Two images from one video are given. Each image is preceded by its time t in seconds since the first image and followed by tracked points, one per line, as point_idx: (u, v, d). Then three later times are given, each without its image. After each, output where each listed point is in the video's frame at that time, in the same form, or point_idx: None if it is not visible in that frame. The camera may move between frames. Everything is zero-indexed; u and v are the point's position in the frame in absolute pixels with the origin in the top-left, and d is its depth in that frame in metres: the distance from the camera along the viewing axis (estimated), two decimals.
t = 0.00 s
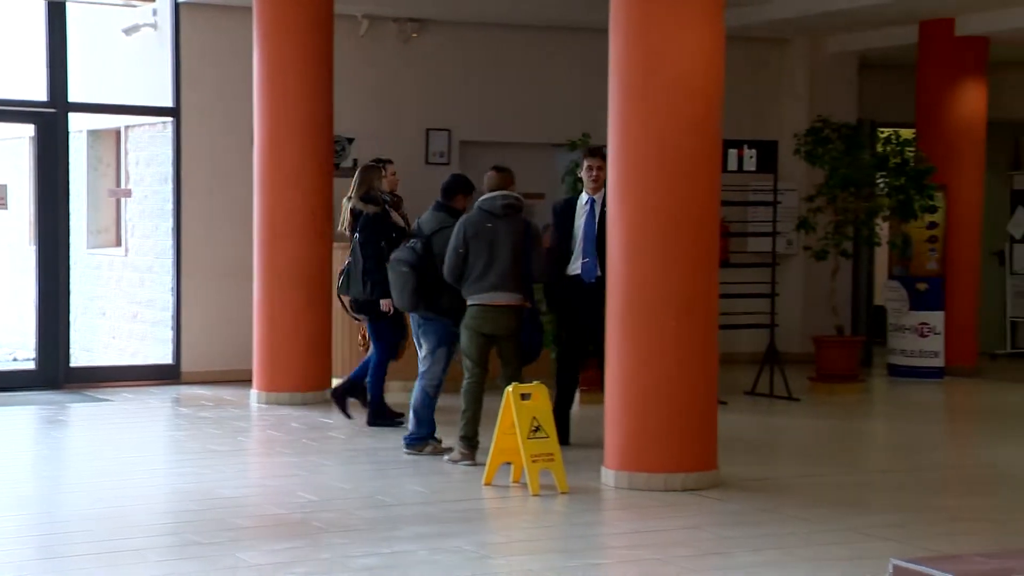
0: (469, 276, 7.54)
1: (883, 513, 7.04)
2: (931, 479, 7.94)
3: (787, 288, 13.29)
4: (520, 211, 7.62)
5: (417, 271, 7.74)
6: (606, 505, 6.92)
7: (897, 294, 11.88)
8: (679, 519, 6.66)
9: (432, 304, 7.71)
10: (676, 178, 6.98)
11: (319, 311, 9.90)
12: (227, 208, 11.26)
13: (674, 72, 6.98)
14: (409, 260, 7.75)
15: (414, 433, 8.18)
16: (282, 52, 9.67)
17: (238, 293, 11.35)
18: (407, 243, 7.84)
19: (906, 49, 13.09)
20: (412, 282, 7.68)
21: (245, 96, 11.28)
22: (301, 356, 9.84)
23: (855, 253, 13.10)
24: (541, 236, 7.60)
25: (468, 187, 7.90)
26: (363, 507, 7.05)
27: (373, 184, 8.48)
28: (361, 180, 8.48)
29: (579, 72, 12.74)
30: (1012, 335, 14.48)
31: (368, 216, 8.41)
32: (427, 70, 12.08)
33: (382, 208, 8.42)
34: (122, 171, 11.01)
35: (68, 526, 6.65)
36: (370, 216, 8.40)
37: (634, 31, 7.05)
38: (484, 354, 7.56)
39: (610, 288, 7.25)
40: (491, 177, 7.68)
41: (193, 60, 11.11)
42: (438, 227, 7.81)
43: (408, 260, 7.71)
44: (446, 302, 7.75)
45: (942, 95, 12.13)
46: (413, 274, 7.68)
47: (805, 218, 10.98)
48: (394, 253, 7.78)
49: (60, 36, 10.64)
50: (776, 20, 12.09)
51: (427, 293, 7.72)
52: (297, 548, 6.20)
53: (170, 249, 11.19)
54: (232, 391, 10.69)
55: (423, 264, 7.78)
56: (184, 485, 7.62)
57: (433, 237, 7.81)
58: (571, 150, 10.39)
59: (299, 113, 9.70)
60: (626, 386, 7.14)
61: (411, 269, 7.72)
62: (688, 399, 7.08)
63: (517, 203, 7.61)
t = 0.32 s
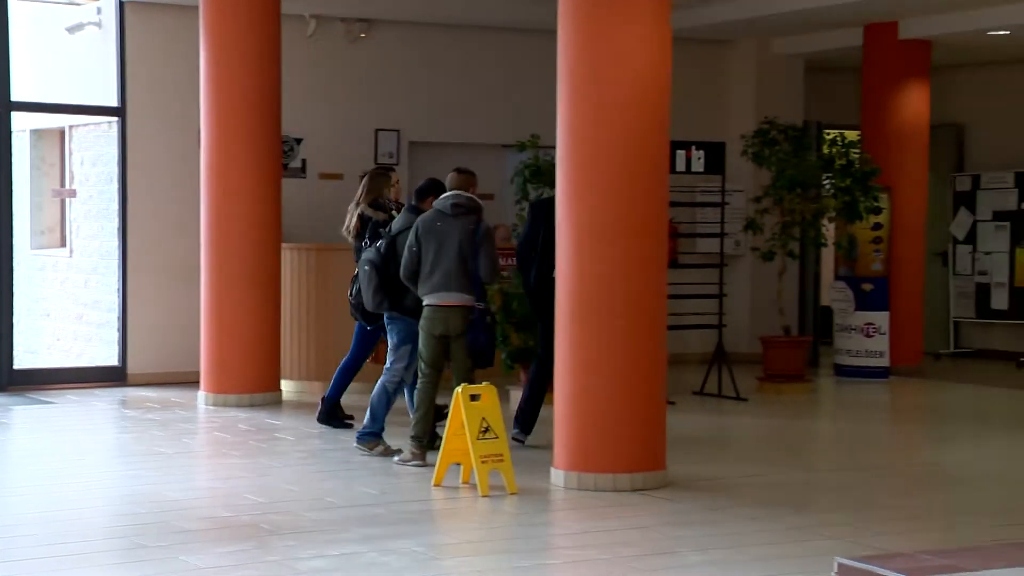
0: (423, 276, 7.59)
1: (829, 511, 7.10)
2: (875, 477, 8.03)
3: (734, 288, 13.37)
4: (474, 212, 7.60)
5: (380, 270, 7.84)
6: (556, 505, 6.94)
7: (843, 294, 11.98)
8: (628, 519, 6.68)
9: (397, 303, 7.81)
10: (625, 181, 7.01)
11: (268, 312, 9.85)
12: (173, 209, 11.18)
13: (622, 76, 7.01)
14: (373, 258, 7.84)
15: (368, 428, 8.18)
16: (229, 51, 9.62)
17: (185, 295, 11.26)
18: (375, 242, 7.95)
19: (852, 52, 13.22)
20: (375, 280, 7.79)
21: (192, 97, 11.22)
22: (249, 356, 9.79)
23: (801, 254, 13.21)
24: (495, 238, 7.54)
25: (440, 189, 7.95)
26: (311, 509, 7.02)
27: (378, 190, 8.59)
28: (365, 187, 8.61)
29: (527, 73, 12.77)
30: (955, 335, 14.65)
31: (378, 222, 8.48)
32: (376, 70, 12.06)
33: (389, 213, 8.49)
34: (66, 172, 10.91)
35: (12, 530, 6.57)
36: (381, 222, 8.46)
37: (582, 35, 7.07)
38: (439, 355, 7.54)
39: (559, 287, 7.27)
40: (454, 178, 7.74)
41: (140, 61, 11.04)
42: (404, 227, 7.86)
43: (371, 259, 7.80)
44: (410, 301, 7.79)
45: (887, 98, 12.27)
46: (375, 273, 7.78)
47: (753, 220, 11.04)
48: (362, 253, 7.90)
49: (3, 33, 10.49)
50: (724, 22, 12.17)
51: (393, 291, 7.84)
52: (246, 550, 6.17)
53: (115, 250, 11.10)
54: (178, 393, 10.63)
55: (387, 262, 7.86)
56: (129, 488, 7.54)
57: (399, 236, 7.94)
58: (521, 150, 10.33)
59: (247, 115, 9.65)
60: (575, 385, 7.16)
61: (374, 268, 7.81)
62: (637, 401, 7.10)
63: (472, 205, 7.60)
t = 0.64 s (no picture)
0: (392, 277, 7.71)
1: (780, 511, 7.15)
2: (825, 477, 8.10)
3: (686, 289, 13.43)
4: (437, 215, 7.61)
5: (360, 269, 8.09)
6: (509, 507, 6.95)
7: (794, 295, 12.03)
8: (581, 520, 6.70)
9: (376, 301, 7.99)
10: (578, 183, 7.03)
11: (220, 314, 9.81)
12: (123, 210, 11.10)
13: (575, 77, 7.03)
14: (354, 257, 8.10)
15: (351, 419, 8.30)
16: (181, 52, 9.56)
17: (137, 298, 11.18)
18: (360, 242, 8.18)
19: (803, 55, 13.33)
20: (353, 279, 8.07)
21: (143, 98, 11.15)
22: (202, 359, 9.74)
23: (753, 256, 13.30)
24: (454, 240, 7.51)
25: (419, 191, 7.95)
26: (262, 511, 6.99)
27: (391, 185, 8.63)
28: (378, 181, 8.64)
29: (481, 74, 12.78)
30: (905, 336, 14.79)
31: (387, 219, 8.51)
32: (329, 72, 12.03)
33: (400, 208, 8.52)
34: (14, 173, 10.98)
35: None
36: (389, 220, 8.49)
37: (535, 36, 7.08)
38: (402, 356, 7.68)
39: (511, 286, 7.28)
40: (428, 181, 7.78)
41: (90, 61, 10.96)
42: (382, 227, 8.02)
43: (350, 257, 8.07)
44: (383, 300, 7.94)
45: (837, 101, 12.34)
46: (353, 272, 8.04)
47: (705, 221, 11.09)
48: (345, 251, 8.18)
49: None
50: (677, 25, 12.22)
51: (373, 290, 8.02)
52: (197, 553, 6.13)
53: (64, 251, 11.02)
54: (129, 396, 10.56)
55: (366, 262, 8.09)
56: (78, 491, 7.48)
57: (377, 234, 8.09)
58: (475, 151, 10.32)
59: (199, 116, 9.60)
60: (528, 383, 7.16)
61: (353, 267, 8.08)
62: (591, 402, 7.12)
63: (435, 208, 7.62)
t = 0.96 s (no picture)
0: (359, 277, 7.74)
1: (724, 509, 7.20)
2: (768, 476, 8.16)
3: (632, 289, 13.49)
4: (395, 217, 7.62)
5: (334, 270, 8.07)
6: (455, 507, 6.95)
7: (739, 295, 12.08)
8: (527, 520, 6.71)
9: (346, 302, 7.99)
10: (524, 185, 7.04)
11: (163, 313, 9.74)
12: (64, 210, 11.00)
13: (520, 77, 7.04)
14: (326, 258, 8.10)
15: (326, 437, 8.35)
16: (123, 51, 9.49)
17: (79, 298, 11.09)
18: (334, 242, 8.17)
19: (747, 57, 13.42)
20: (325, 280, 8.05)
21: (85, 96, 11.05)
22: (145, 359, 9.66)
23: (699, 256, 13.39)
24: (405, 242, 7.49)
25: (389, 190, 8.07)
26: (206, 513, 6.95)
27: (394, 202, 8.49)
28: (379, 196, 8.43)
29: (428, 73, 12.75)
30: (848, 335, 14.92)
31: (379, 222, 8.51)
32: (274, 72, 11.98)
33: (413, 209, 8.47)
34: None
35: None
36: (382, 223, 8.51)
37: (480, 36, 7.08)
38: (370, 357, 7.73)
39: (457, 286, 7.27)
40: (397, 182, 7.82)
41: (31, 59, 10.85)
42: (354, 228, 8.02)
43: (321, 258, 8.08)
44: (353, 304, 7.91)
45: (781, 104, 12.43)
46: (324, 272, 8.03)
47: (650, 221, 11.13)
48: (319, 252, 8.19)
49: None
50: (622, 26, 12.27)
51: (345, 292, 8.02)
52: (139, 556, 6.09)
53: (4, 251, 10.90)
54: (71, 397, 10.46)
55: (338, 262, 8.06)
56: (17, 494, 7.39)
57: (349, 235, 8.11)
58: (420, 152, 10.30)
59: (142, 116, 9.53)
60: (475, 384, 7.16)
61: (325, 267, 8.07)
62: (538, 402, 7.14)
63: (394, 210, 7.65)
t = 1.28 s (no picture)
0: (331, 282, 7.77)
1: (663, 508, 7.24)
2: (707, 475, 8.21)
3: (575, 289, 13.52)
4: (361, 219, 7.60)
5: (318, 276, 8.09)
6: (397, 508, 6.93)
7: (681, 296, 12.14)
8: (469, 521, 6.71)
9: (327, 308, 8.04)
10: (468, 186, 7.05)
11: (102, 315, 9.65)
12: None
13: (464, 77, 7.04)
14: (309, 264, 8.08)
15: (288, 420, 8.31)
16: (59, 51, 9.38)
17: (15, 299, 11.00)
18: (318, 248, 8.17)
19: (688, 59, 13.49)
20: (308, 287, 8.10)
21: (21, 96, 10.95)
22: (83, 360, 9.57)
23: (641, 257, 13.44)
24: (365, 242, 7.45)
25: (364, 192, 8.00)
26: (145, 517, 6.89)
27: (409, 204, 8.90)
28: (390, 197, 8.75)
29: (370, 74, 12.71)
30: (788, 335, 15.02)
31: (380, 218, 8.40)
32: (216, 72, 11.91)
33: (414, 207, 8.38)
34: None
35: None
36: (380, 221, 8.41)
37: (423, 36, 7.07)
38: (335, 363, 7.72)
39: (400, 285, 7.24)
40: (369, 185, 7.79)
41: None
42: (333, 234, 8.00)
43: (305, 265, 8.07)
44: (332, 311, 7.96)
45: (722, 107, 12.49)
46: (307, 280, 8.06)
47: (592, 222, 11.15)
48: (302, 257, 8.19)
49: None
50: (564, 27, 12.29)
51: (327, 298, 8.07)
52: (77, 560, 6.03)
53: None
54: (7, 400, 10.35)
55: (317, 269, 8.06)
56: None
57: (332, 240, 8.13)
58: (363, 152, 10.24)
59: (79, 115, 9.44)
60: (419, 383, 7.13)
61: (308, 274, 8.08)
62: (481, 402, 7.14)
63: (360, 212, 7.62)
